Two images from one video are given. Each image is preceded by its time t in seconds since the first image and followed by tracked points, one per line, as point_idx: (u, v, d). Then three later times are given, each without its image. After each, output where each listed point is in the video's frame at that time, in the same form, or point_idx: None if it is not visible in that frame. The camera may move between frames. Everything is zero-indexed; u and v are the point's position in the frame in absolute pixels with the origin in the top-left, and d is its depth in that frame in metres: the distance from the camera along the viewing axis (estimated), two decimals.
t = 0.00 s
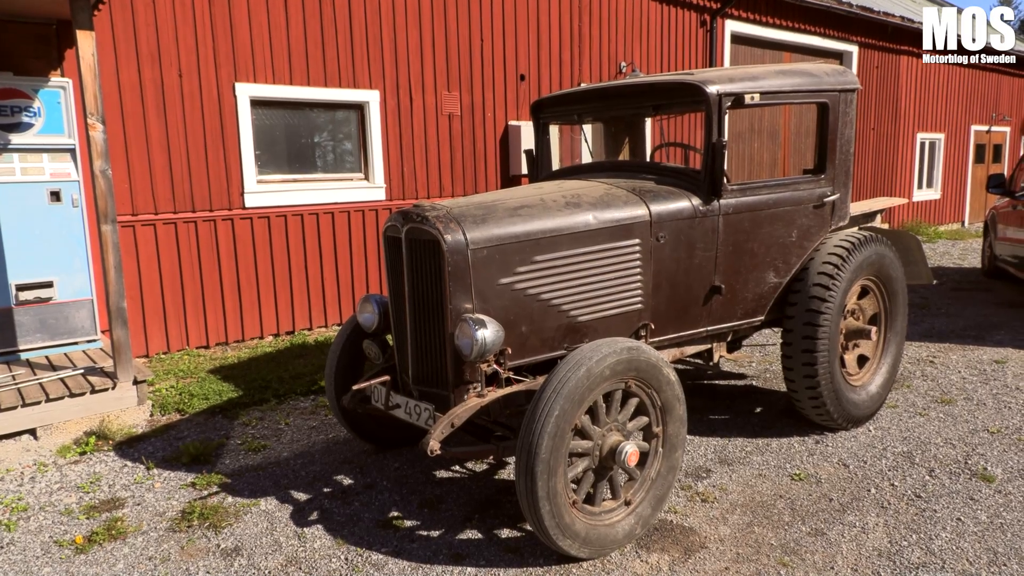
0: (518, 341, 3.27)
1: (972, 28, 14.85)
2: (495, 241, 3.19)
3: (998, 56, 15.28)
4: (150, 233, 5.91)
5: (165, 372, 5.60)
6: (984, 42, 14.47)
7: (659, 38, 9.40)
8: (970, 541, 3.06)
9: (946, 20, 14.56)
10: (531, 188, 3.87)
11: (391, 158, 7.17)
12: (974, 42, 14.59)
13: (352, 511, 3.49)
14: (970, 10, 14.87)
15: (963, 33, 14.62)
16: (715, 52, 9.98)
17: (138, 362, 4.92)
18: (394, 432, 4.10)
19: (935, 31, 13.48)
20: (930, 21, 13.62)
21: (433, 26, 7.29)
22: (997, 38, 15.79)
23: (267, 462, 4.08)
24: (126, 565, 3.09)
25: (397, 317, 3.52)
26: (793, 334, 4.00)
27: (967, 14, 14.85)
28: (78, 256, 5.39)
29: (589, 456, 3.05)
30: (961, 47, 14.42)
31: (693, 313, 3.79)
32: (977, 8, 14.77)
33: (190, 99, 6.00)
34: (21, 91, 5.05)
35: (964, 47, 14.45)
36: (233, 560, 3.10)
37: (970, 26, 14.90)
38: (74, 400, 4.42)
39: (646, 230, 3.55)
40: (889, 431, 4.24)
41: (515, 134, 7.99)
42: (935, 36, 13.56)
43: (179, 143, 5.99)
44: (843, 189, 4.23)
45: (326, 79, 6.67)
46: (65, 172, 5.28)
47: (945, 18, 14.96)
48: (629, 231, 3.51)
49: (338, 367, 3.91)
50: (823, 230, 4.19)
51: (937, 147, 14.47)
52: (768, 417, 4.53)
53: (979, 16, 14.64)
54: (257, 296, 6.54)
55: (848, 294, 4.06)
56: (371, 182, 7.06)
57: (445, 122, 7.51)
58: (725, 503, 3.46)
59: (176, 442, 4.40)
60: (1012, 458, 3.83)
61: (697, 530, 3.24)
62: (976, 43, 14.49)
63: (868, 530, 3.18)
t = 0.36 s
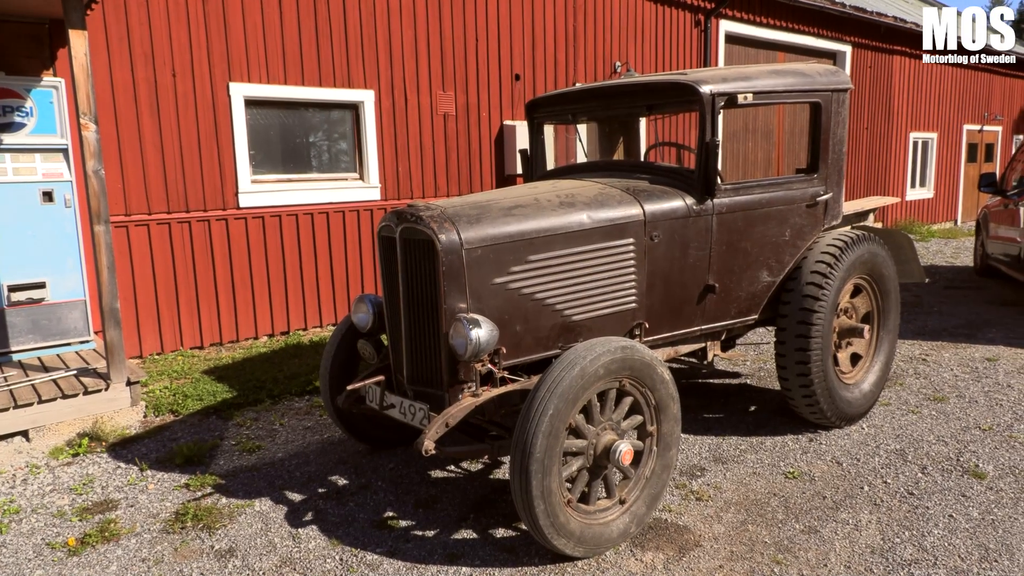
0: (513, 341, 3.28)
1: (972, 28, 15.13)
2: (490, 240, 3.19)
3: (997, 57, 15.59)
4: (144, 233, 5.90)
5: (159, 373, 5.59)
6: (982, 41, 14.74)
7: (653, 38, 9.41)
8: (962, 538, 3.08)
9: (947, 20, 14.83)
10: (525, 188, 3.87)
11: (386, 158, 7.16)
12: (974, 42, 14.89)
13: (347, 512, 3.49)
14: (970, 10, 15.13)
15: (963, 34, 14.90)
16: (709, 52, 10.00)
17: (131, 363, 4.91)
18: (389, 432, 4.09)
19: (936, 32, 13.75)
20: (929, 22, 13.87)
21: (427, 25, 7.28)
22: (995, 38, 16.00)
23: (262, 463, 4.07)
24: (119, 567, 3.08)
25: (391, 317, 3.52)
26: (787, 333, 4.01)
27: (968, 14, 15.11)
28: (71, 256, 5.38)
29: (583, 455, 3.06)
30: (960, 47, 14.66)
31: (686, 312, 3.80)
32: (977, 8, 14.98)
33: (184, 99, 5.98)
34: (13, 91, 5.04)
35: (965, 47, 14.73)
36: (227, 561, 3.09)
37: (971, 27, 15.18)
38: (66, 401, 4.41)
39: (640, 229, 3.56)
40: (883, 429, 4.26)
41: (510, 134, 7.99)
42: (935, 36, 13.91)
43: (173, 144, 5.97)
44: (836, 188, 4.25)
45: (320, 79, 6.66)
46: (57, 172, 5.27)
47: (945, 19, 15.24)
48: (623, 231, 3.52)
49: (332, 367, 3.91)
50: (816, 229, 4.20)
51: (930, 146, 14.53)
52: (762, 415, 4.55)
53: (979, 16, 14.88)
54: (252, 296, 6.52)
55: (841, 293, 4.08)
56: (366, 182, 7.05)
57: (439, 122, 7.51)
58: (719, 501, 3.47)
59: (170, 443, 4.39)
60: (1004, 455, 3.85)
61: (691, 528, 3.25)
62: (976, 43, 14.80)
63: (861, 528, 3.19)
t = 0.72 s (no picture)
0: (503, 342, 3.28)
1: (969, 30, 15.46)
2: (480, 242, 3.20)
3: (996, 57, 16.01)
4: (134, 236, 5.87)
5: (149, 376, 5.57)
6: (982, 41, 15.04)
7: (644, 40, 9.45)
8: (950, 536, 3.10)
9: (947, 22, 15.13)
10: (515, 189, 3.88)
11: (377, 160, 7.16)
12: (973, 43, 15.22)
13: (338, 514, 3.48)
14: (970, 11, 15.42)
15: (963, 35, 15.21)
16: (700, 54, 10.04)
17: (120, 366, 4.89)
18: (379, 434, 4.09)
19: (935, 32, 14.04)
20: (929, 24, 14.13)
21: (418, 28, 7.29)
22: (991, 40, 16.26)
23: (253, 466, 4.06)
24: (109, 571, 3.06)
25: (381, 319, 3.52)
26: (776, 333, 4.03)
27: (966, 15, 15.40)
28: (60, 259, 5.28)
29: (574, 457, 3.06)
30: (958, 48, 14.92)
31: (677, 313, 3.82)
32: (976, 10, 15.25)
33: (173, 100, 5.96)
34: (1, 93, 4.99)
35: (965, 47, 15.06)
36: (218, 564, 3.08)
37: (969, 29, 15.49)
38: (55, 404, 4.39)
39: (630, 231, 3.57)
40: (872, 429, 4.29)
41: (501, 135, 8.01)
42: (936, 36, 14.15)
43: (163, 145, 5.95)
44: (824, 190, 4.27)
45: (311, 80, 6.65)
46: (46, 175, 5.16)
47: (945, 20, 15.55)
48: (613, 232, 3.53)
49: (323, 369, 3.90)
50: (805, 230, 4.22)
51: (919, 147, 14.62)
52: (752, 416, 4.57)
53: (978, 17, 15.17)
54: (242, 299, 6.51)
55: (830, 294, 4.10)
56: (357, 183, 7.04)
57: (430, 123, 7.51)
58: (710, 502, 3.49)
59: (160, 446, 4.37)
60: (992, 455, 3.88)
61: (681, 528, 3.26)
62: (976, 44, 15.13)
63: (851, 527, 3.21)
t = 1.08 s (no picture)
0: (500, 342, 3.28)
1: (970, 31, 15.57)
2: (476, 242, 3.20)
3: (997, 57, 16.15)
4: (131, 238, 5.88)
5: (147, 377, 5.57)
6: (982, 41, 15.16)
7: (641, 41, 9.46)
8: (947, 535, 3.10)
9: (948, 22, 15.23)
10: (512, 189, 3.88)
11: (374, 161, 7.16)
12: (973, 43, 15.32)
13: (335, 514, 3.49)
14: (971, 11, 15.51)
15: (963, 35, 15.31)
16: (696, 54, 10.04)
17: (118, 367, 4.89)
18: (377, 435, 4.09)
19: (936, 32, 14.14)
20: (929, 24, 14.22)
21: (415, 28, 7.29)
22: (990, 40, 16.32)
23: (251, 466, 4.07)
24: (108, 571, 3.07)
25: (378, 319, 3.52)
26: (773, 333, 4.04)
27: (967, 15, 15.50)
28: (57, 261, 5.27)
29: (571, 456, 3.07)
30: (959, 48, 15.00)
31: (673, 313, 3.82)
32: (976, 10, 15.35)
33: (170, 102, 5.97)
34: None
35: (965, 47, 15.15)
36: (216, 564, 3.09)
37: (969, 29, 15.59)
38: (54, 406, 4.39)
39: (626, 230, 3.58)
40: (869, 427, 4.29)
41: (498, 136, 8.02)
42: (935, 36, 14.24)
43: (159, 146, 5.96)
44: (821, 189, 4.27)
45: (307, 81, 6.65)
46: (43, 177, 5.16)
47: (946, 20, 15.67)
48: (609, 232, 3.53)
49: (320, 370, 3.91)
50: (802, 229, 4.23)
51: (917, 146, 14.62)
52: (749, 415, 4.57)
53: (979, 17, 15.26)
54: (240, 300, 6.51)
55: (827, 293, 4.10)
56: (353, 184, 7.05)
57: (427, 124, 7.51)
58: (707, 501, 3.49)
59: (158, 447, 4.37)
60: (989, 453, 3.89)
61: (679, 528, 3.26)
62: (976, 44, 15.26)
63: (848, 526, 3.21)
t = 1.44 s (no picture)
0: (498, 342, 3.29)
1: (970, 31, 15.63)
2: (473, 242, 3.20)
3: (997, 57, 16.25)
4: (130, 238, 5.88)
5: (146, 377, 5.57)
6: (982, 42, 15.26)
7: (639, 40, 9.46)
8: (944, 534, 3.11)
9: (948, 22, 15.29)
10: (509, 189, 3.89)
11: (373, 161, 7.17)
12: (973, 42, 15.39)
13: (333, 514, 3.49)
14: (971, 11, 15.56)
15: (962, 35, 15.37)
16: (695, 53, 10.05)
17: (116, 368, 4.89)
18: (375, 434, 4.10)
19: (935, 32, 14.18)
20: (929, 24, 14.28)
21: (413, 28, 7.30)
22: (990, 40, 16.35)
23: (249, 466, 4.07)
24: (106, 571, 3.07)
25: (376, 319, 3.52)
26: (771, 332, 4.04)
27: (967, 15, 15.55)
28: (55, 262, 5.25)
29: (569, 455, 3.07)
30: (958, 48, 15.05)
31: (671, 312, 3.83)
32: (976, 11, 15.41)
33: (168, 102, 5.96)
34: None
35: (965, 47, 15.20)
36: (214, 564, 3.09)
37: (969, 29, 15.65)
38: (52, 406, 4.39)
39: (624, 230, 3.58)
40: (867, 426, 4.30)
41: (496, 136, 8.02)
42: (935, 36, 14.29)
43: (157, 146, 5.96)
44: (818, 188, 4.28)
45: (305, 81, 6.65)
46: (42, 177, 5.15)
47: (945, 20, 15.74)
48: (607, 232, 3.54)
49: (318, 369, 3.91)
50: (799, 228, 4.23)
51: (915, 145, 14.63)
52: (747, 414, 4.58)
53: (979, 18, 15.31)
54: (239, 300, 6.51)
55: (825, 292, 4.10)
56: (351, 184, 7.05)
57: (425, 124, 7.51)
58: (705, 500, 3.50)
59: (157, 447, 4.38)
60: (987, 452, 3.89)
61: (676, 527, 3.27)
62: (976, 44, 15.33)
63: (845, 525, 3.22)
